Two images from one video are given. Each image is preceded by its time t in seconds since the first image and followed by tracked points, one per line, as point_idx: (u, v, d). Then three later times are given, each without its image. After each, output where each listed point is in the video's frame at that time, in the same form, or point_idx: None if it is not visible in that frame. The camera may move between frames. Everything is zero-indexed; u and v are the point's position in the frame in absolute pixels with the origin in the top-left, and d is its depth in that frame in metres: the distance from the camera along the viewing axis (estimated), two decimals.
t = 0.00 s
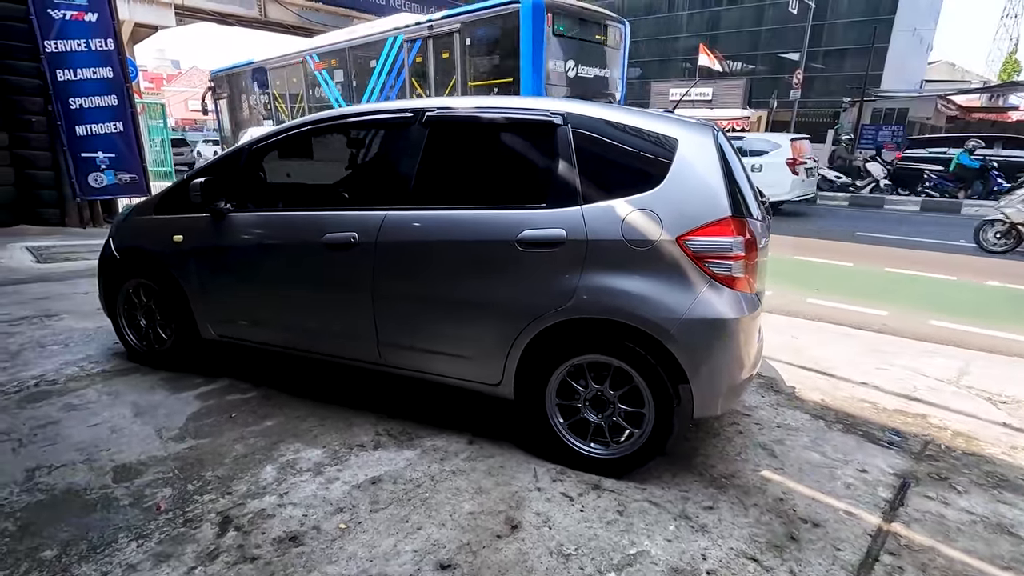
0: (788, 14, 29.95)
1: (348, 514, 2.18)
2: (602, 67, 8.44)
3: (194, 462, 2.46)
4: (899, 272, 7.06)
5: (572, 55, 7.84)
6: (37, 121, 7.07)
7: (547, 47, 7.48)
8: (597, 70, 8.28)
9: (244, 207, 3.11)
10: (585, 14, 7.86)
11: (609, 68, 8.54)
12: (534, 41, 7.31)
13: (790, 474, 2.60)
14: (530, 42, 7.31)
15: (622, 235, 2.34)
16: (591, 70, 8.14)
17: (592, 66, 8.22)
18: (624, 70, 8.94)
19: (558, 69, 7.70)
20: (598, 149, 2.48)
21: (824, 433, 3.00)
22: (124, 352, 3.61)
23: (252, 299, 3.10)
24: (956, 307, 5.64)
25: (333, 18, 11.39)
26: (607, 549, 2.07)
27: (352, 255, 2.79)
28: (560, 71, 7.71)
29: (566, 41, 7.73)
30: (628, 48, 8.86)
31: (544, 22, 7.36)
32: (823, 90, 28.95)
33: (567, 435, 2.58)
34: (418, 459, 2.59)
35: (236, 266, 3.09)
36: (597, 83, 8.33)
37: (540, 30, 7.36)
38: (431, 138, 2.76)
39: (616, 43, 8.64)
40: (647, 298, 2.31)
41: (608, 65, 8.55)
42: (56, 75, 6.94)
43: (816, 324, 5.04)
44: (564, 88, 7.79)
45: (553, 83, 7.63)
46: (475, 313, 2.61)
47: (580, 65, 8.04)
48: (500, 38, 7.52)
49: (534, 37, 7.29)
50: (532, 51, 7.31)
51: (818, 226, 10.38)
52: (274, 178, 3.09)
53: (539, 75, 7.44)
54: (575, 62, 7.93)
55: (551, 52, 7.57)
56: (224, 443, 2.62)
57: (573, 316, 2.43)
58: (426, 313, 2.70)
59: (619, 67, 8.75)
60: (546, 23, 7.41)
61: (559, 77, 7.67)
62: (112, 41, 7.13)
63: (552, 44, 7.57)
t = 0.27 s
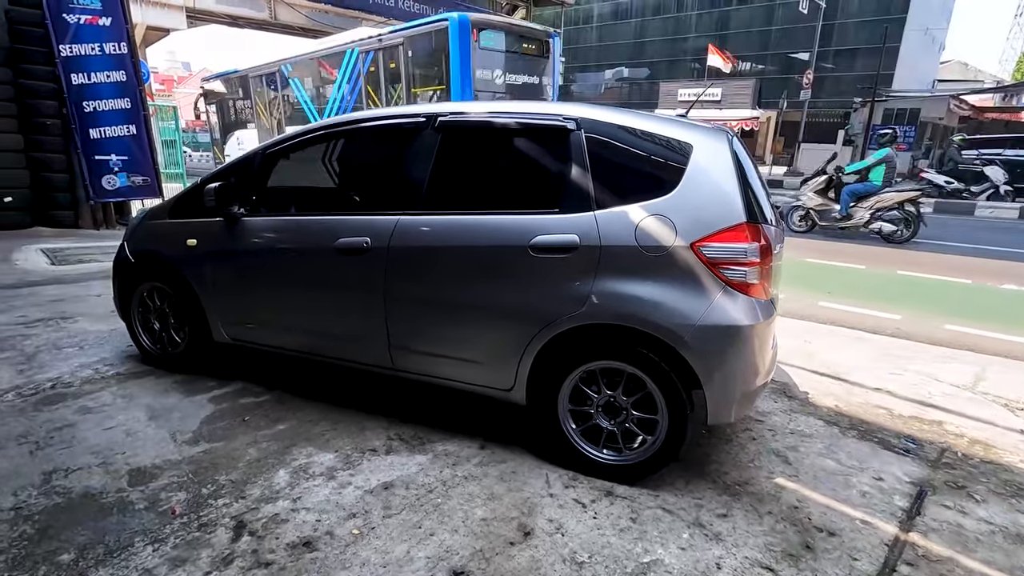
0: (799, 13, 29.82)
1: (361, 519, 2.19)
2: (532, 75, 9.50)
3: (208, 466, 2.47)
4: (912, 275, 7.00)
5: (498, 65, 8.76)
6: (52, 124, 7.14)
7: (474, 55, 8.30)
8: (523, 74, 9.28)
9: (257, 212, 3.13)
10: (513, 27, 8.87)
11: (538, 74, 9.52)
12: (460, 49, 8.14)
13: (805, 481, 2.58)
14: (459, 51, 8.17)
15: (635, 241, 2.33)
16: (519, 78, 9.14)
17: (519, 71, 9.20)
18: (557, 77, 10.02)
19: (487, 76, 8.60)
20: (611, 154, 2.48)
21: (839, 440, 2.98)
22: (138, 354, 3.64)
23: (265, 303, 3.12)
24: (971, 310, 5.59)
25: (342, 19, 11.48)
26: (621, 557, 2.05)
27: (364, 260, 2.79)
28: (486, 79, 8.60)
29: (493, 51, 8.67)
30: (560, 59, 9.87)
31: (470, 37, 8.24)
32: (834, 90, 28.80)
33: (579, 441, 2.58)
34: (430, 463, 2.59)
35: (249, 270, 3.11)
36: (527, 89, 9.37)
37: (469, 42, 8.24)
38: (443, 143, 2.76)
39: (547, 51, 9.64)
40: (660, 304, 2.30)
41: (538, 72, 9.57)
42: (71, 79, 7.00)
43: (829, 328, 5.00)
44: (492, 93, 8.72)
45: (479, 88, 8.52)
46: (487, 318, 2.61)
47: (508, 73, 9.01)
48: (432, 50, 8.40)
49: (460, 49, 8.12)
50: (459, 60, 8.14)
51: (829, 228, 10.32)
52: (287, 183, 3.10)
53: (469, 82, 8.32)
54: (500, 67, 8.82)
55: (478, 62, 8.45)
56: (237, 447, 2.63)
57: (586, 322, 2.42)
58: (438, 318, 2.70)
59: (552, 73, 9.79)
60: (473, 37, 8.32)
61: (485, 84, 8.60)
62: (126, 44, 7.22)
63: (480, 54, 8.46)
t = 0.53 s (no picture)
0: (808, 13, 29.69)
1: (368, 521, 2.19)
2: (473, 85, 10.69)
3: (217, 467, 2.49)
4: (922, 277, 6.95)
5: (437, 76, 9.80)
6: (65, 126, 7.22)
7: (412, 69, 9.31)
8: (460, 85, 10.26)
9: (265, 214, 3.15)
10: (444, 46, 9.87)
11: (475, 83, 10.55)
12: (401, 63, 9.12)
13: (813, 486, 2.56)
14: (401, 66, 9.17)
15: (643, 244, 2.33)
16: (454, 86, 10.13)
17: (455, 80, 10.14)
18: (497, 82, 11.20)
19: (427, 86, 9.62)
20: (618, 157, 2.47)
21: (848, 445, 2.95)
22: (148, 355, 3.67)
23: (273, 304, 3.14)
24: (983, 314, 5.53)
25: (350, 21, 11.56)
26: (627, 561, 2.05)
27: (371, 262, 2.81)
28: (426, 89, 9.62)
29: (433, 65, 9.68)
30: (497, 69, 11.02)
31: (408, 53, 9.22)
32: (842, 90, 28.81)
33: (586, 444, 2.57)
34: (437, 466, 2.60)
35: (257, 272, 3.13)
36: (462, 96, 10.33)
37: (408, 58, 9.25)
38: (451, 146, 2.77)
39: (485, 63, 10.81)
40: (667, 308, 2.29)
41: (475, 81, 10.65)
42: (83, 82, 7.07)
43: (838, 331, 4.97)
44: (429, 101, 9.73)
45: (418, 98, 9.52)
46: (494, 321, 2.61)
47: (447, 83, 10.04)
48: (376, 65, 9.37)
49: (398, 61, 9.10)
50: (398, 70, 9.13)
51: (838, 230, 10.26)
52: (295, 185, 3.12)
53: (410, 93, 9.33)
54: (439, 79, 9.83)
55: (418, 74, 9.46)
56: (246, 448, 2.65)
57: (593, 325, 2.41)
58: (446, 321, 2.71)
59: (487, 82, 10.83)
60: (414, 52, 9.32)
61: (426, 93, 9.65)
62: (137, 47, 7.28)
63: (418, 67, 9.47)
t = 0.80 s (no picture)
0: (813, 13, 29.58)
1: (371, 521, 2.20)
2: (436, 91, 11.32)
3: (221, 466, 2.50)
4: (928, 278, 6.92)
5: (401, 84, 10.55)
6: (72, 127, 7.27)
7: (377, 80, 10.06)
8: (426, 91, 10.91)
9: (270, 215, 3.16)
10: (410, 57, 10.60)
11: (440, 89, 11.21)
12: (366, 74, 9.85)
13: (817, 489, 2.55)
14: (365, 77, 9.96)
15: (645, 246, 2.33)
16: (419, 93, 10.85)
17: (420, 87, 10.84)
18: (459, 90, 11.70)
19: (392, 94, 10.35)
20: (621, 158, 2.47)
21: (852, 447, 2.94)
22: (154, 356, 3.68)
23: (277, 305, 3.15)
24: (990, 315, 5.50)
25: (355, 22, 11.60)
26: (630, 563, 2.05)
27: (375, 263, 2.81)
28: (391, 97, 10.36)
29: (398, 74, 10.42)
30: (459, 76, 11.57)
31: (374, 62, 9.95)
32: (848, 90, 28.68)
33: (588, 445, 2.57)
34: (439, 467, 2.60)
35: (261, 272, 3.14)
36: (428, 103, 11.04)
37: (373, 69, 10.01)
38: (454, 147, 2.77)
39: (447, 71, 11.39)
40: (669, 309, 2.29)
41: (442, 89, 11.35)
42: (90, 83, 7.15)
43: (844, 333, 4.95)
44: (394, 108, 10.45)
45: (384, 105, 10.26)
46: (497, 322, 2.61)
47: (412, 90, 10.80)
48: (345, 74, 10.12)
49: (364, 70, 9.83)
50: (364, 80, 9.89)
51: (844, 231, 10.22)
52: (299, 187, 3.13)
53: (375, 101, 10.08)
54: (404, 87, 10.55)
55: (382, 83, 10.20)
56: (250, 448, 2.66)
57: (596, 326, 2.41)
58: (449, 322, 2.71)
59: (452, 88, 11.42)
60: (378, 62, 10.05)
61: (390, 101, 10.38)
62: (144, 49, 7.36)
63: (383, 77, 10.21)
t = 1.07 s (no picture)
0: (818, 12, 29.49)
1: (371, 521, 2.21)
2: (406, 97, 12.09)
3: (223, 466, 2.51)
4: (932, 279, 6.89)
5: (372, 90, 11.42)
6: (77, 129, 7.31)
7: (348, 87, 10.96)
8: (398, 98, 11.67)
9: (272, 216, 3.17)
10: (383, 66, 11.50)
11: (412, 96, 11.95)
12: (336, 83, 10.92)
13: (819, 490, 2.54)
14: (336, 84, 10.95)
15: (646, 246, 2.33)
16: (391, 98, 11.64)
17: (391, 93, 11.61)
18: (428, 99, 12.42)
19: (361, 99, 11.14)
20: (622, 159, 2.47)
21: (855, 448, 2.93)
22: (157, 356, 3.70)
23: (279, 305, 3.16)
24: (995, 316, 5.47)
25: (359, 23, 11.61)
26: (630, 564, 2.04)
27: (377, 263, 2.82)
28: (362, 102, 11.19)
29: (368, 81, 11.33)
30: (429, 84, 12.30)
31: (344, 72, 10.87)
32: (853, 90, 28.40)
33: (590, 446, 2.57)
34: (441, 467, 2.60)
35: (264, 272, 3.15)
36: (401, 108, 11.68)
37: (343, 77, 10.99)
38: (455, 148, 2.78)
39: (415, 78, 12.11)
40: (670, 310, 2.29)
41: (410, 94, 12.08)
42: (95, 85, 7.19)
43: (848, 334, 4.93)
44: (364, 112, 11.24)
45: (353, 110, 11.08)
46: (499, 323, 2.61)
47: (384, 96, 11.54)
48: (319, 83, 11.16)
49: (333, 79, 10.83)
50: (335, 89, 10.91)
51: (849, 232, 10.18)
52: (302, 187, 3.14)
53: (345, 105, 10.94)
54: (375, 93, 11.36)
55: (354, 89, 11.08)
56: (252, 448, 2.67)
57: (597, 327, 2.41)
58: (450, 322, 2.72)
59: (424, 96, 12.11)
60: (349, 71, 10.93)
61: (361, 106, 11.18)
62: (148, 51, 7.33)
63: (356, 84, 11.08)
